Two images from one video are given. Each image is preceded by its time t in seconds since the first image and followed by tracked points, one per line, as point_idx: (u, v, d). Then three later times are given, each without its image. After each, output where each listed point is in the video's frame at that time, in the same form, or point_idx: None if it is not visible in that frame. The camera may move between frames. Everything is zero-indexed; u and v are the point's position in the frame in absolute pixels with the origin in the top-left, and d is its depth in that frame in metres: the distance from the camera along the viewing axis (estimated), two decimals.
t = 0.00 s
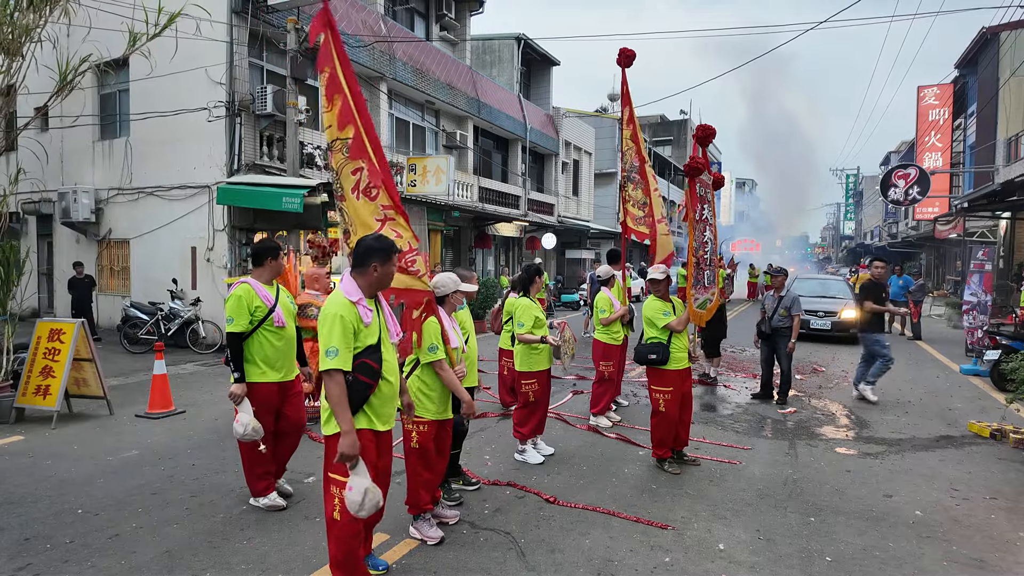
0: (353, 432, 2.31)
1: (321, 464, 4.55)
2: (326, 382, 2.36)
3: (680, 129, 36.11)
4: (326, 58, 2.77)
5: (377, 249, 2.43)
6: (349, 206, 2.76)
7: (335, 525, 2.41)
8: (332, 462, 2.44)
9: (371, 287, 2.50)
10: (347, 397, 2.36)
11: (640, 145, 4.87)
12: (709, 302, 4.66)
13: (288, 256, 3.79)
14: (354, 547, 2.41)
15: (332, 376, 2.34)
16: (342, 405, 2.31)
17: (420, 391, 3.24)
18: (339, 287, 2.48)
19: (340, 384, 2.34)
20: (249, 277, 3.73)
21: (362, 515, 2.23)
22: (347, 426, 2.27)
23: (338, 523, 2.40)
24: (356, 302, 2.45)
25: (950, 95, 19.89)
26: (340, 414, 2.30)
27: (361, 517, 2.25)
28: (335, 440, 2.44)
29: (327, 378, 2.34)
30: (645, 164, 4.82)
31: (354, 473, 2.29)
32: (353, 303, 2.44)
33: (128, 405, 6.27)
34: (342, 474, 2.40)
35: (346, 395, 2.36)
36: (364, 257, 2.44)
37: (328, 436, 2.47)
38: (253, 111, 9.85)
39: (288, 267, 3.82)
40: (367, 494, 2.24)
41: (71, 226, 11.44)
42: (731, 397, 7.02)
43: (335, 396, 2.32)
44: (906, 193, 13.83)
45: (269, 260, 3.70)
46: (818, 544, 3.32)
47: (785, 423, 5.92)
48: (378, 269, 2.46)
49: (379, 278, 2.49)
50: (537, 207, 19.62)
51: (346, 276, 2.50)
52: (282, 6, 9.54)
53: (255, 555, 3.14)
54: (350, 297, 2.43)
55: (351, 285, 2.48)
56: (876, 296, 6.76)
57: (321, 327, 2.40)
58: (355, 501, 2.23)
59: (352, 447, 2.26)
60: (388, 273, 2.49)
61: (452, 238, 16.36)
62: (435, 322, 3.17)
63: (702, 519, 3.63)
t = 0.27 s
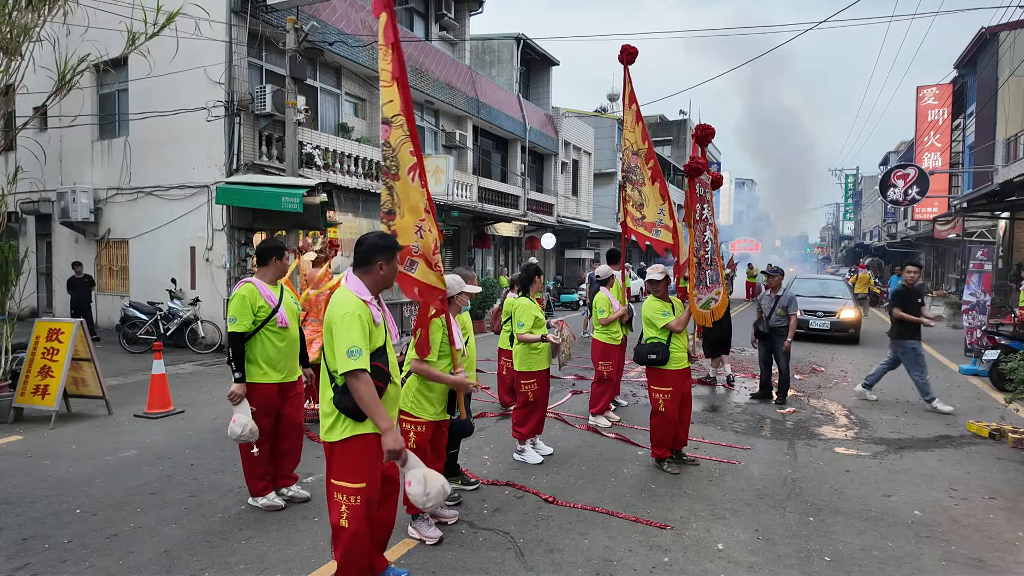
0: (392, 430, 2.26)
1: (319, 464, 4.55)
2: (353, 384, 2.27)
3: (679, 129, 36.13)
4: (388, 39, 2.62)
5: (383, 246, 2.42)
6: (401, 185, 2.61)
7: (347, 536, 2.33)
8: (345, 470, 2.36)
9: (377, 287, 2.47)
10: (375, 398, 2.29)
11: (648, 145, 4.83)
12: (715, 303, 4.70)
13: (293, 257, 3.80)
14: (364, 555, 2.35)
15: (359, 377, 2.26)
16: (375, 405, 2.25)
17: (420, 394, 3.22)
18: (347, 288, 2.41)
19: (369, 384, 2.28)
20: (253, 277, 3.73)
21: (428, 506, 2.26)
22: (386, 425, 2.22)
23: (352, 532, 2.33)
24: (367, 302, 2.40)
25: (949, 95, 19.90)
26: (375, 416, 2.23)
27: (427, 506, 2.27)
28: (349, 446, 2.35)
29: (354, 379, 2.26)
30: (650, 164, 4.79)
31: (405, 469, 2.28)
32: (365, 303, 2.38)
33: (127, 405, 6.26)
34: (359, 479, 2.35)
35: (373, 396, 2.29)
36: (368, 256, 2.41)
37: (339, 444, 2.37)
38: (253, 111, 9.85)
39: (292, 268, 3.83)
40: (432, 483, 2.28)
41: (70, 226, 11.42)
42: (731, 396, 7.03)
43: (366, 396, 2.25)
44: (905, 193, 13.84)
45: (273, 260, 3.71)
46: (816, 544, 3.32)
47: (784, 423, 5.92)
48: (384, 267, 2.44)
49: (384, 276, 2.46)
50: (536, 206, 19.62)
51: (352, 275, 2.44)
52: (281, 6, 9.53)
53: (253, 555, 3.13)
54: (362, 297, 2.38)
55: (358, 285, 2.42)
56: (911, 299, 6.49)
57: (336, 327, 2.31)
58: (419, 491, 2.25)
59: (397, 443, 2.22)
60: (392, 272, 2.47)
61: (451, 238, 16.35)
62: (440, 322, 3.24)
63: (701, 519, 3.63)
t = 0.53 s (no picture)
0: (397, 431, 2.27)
1: (317, 465, 4.55)
2: (355, 387, 2.27)
3: (677, 130, 36.17)
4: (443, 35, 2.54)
5: (381, 247, 2.44)
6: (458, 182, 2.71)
7: (348, 539, 2.32)
8: (345, 473, 2.36)
9: (377, 288, 2.48)
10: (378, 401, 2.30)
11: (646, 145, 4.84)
12: (712, 303, 4.69)
13: (296, 257, 3.80)
14: (365, 556, 2.35)
15: (362, 380, 2.26)
16: (379, 408, 2.25)
17: (418, 394, 3.22)
18: (347, 290, 2.40)
19: (372, 386, 2.28)
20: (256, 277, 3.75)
21: (438, 498, 2.28)
22: (390, 426, 2.22)
23: (353, 535, 2.32)
24: (369, 304, 2.40)
25: (946, 95, 19.93)
26: (379, 419, 2.24)
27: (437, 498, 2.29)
28: (350, 449, 2.35)
29: (357, 381, 2.26)
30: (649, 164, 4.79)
31: (412, 465, 2.29)
32: (367, 304, 2.39)
33: (124, 406, 6.26)
34: (359, 480, 2.35)
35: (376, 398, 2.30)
36: (367, 258, 2.42)
37: (340, 446, 2.36)
38: (251, 111, 9.84)
39: (295, 268, 3.82)
40: (442, 475, 2.29)
41: (68, 227, 11.40)
42: (728, 397, 7.04)
43: (369, 398, 2.25)
44: (903, 193, 13.86)
45: (276, 260, 3.71)
46: (813, 544, 3.33)
47: (782, 423, 5.93)
48: (385, 267, 2.45)
49: (385, 276, 2.48)
50: (534, 207, 19.63)
51: (351, 278, 2.43)
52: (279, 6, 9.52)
53: (251, 555, 3.14)
54: (364, 298, 2.38)
55: (358, 287, 2.42)
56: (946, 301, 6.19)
57: (338, 330, 2.30)
58: (428, 485, 2.26)
59: (403, 442, 2.23)
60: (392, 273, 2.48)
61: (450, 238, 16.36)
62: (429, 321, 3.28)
63: (698, 519, 3.64)
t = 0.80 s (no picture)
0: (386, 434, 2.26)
1: (313, 465, 4.54)
2: (351, 387, 2.27)
3: (675, 130, 36.23)
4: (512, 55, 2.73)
5: (378, 247, 2.44)
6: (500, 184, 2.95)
7: (349, 539, 2.32)
8: (345, 472, 2.35)
9: (375, 287, 2.47)
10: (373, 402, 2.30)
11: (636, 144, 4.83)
12: (705, 303, 4.71)
13: (300, 257, 3.80)
14: (365, 556, 2.36)
15: (358, 380, 2.26)
16: (374, 409, 2.25)
17: (413, 396, 3.21)
18: (345, 291, 2.40)
19: (367, 388, 2.28)
20: (260, 275, 3.76)
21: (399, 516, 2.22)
22: (380, 429, 2.22)
23: (354, 535, 2.33)
24: (366, 303, 2.40)
25: (943, 96, 19.98)
26: (372, 421, 2.23)
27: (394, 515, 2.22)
28: (350, 449, 2.35)
29: (352, 382, 2.26)
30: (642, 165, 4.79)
31: (384, 475, 2.25)
32: (365, 304, 2.38)
33: (120, 406, 6.25)
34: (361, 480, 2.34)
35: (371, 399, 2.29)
36: (364, 257, 2.42)
37: (340, 446, 2.36)
38: (247, 111, 9.83)
39: (298, 268, 3.83)
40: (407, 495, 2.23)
41: (64, 227, 11.37)
42: (725, 396, 7.05)
43: (363, 399, 2.25)
44: (899, 194, 13.90)
45: (281, 260, 3.71)
46: (809, 544, 3.34)
47: (778, 423, 5.93)
48: (381, 266, 2.44)
49: (382, 276, 2.47)
50: (532, 207, 19.65)
51: (349, 278, 2.43)
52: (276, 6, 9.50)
53: (246, 556, 3.13)
54: (361, 298, 2.37)
55: (356, 287, 2.42)
56: (990, 307, 5.81)
57: (336, 330, 2.30)
58: (392, 500, 2.21)
59: (386, 448, 2.22)
60: (388, 272, 2.47)
61: (447, 238, 16.36)
62: (422, 322, 3.29)
63: (694, 519, 3.64)
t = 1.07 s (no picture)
0: (386, 432, 2.26)
1: (309, 465, 4.54)
2: (350, 385, 2.26)
3: (672, 130, 36.27)
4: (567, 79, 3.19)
5: (376, 244, 2.44)
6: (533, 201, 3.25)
7: (347, 538, 2.32)
8: (344, 471, 2.35)
9: (374, 285, 2.47)
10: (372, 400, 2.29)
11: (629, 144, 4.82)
12: (702, 303, 4.73)
13: (299, 257, 3.81)
14: (364, 555, 2.35)
15: (358, 377, 2.25)
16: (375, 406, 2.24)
17: (412, 397, 3.19)
18: (344, 289, 2.40)
19: (366, 385, 2.27)
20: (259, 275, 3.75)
21: (406, 511, 2.24)
22: (379, 427, 2.21)
23: (353, 533, 2.32)
24: (365, 301, 2.39)
25: (939, 96, 20.04)
26: (371, 419, 2.22)
27: (404, 511, 2.25)
28: (350, 447, 2.35)
29: (351, 380, 2.26)
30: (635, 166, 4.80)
31: (388, 472, 2.27)
32: (364, 301, 2.37)
33: (116, 406, 6.23)
34: (360, 481, 2.34)
35: (371, 397, 2.29)
36: (362, 255, 2.41)
37: (340, 445, 2.35)
38: (244, 110, 9.80)
39: (296, 268, 3.82)
40: (413, 491, 2.26)
41: (59, 226, 11.32)
42: (722, 396, 7.06)
43: (362, 397, 2.24)
44: (895, 194, 13.92)
45: (279, 260, 3.71)
46: (805, 543, 3.34)
47: (775, 422, 5.94)
48: (380, 264, 2.44)
49: (380, 273, 2.46)
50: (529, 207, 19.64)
51: (348, 276, 2.43)
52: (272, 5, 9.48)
53: (242, 555, 3.12)
54: (359, 296, 2.37)
55: (355, 285, 2.41)
56: None
57: (336, 327, 2.29)
58: (397, 498, 2.22)
59: (387, 446, 2.22)
60: (386, 270, 2.46)
61: (444, 238, 16.34)
62: (420, 322, 3.28)
63: (691, 519, 3.64)
